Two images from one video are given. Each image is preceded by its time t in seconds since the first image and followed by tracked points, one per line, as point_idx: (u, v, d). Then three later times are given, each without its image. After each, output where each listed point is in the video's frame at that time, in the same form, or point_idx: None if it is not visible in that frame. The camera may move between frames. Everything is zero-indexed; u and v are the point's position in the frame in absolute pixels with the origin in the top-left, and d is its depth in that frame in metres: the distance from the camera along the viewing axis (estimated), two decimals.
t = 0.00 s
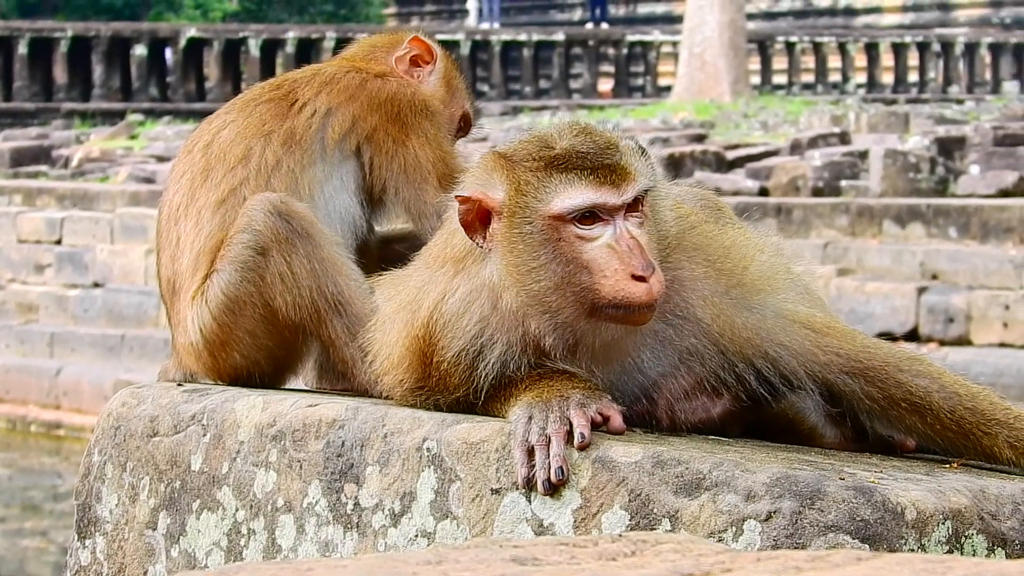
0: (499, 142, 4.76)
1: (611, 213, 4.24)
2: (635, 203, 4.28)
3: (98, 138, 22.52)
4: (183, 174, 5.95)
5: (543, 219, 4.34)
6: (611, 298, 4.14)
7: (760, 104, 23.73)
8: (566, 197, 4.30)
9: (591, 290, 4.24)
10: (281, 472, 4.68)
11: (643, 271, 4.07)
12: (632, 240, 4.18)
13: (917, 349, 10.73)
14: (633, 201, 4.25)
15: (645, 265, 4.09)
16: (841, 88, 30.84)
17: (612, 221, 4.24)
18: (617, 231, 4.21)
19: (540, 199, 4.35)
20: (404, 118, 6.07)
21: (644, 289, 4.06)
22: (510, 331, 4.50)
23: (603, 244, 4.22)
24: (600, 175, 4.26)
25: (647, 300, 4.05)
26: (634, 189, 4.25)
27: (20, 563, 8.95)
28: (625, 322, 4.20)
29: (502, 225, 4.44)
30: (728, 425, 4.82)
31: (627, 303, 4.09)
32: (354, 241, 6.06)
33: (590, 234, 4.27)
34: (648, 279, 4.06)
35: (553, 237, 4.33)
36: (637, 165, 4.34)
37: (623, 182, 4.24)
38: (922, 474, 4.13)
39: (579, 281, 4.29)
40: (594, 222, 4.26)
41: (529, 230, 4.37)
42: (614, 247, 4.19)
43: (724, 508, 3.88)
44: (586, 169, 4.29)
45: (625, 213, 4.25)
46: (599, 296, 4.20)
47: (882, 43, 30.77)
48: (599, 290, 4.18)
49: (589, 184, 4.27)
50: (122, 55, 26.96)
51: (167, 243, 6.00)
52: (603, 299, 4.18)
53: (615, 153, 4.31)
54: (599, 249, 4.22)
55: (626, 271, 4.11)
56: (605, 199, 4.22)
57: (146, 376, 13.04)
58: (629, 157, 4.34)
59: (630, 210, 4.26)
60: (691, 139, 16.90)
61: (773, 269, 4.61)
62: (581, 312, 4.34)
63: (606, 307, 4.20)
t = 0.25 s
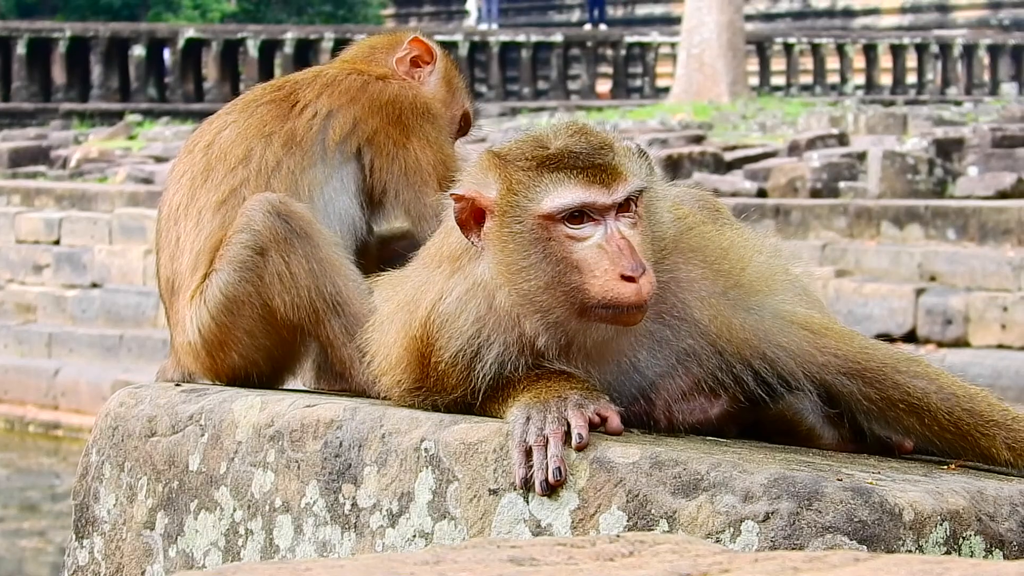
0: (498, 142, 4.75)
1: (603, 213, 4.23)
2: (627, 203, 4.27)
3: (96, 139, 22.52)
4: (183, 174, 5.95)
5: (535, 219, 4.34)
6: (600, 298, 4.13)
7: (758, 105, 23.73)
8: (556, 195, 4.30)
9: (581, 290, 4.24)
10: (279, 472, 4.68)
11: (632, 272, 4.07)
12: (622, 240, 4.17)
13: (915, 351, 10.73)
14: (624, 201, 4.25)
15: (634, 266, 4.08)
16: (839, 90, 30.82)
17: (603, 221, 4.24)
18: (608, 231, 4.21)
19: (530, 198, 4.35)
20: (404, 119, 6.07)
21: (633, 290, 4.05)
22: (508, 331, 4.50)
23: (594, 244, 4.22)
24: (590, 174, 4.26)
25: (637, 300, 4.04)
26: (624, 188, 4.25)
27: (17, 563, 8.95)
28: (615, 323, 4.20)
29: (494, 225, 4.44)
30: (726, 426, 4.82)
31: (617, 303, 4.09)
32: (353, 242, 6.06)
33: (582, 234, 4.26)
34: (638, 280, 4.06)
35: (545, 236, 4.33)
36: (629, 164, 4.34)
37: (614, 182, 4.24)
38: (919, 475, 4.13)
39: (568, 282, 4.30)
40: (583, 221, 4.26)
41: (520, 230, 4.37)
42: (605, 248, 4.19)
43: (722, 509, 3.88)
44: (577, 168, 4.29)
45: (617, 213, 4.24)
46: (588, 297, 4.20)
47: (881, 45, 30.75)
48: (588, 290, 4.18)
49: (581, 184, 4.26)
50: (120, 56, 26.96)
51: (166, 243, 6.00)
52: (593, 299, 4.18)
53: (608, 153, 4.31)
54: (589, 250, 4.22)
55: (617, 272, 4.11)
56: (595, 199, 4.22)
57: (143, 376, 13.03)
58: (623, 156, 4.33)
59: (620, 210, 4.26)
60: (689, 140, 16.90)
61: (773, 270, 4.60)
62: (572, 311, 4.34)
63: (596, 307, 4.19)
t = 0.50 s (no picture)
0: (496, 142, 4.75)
1: (596, 215, 4.24)
2: (622, 206, 4.28)
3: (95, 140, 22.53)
4: (181, 176, 5.95)
5: (529, 221, 4.35)
6: (592, 301, 4.14)
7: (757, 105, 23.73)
8: (549, 198, 4.31)
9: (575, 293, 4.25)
10: (278, 474, 4.68)
11: (625, 275, 4.07)
12: (616, 243, 4.18)
13: (914, 351, 10.73)
14: (619, 203, 4.25)
15: (627, 269, 4.09)
16: (838, 90, 30.79)
17: (596, 223, 4.25)
18: (601, 234, 4.22)
19: (525, 201, 4.36)
20: (402, 120, 6.06)
21: (625, 292, 4.06)
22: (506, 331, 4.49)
23: (588, 246, 4.23)
24: (583, 176, 4.27)
25: (629, 303, 4.05)
26: (619, 191, 4.25)
27: (16, 565, 8.95)
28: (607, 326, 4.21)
29: (490, 225, 4.45)
30: (725, 426, 4.83)
31: (608, 305, 4.10)
32: (351, 243, 6.06)
33: (575, 236, 4.27)
34: (630, 282, 4.07)
35: (539, 239, 4.34)
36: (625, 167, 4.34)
37: (608, 185, 4.25)
38: (918, 476, 4.13)
39: (562, 284, 4.30)
40: (577, 223, 4.28)
41: (516, 233, 4.38)
42: (598, 250, 4.20)
43: (721, 510, 3.88)
44: (572, 171, 4.30)
45: (611, 216, 4.25)
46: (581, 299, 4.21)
47: (879, 45, 30.72)
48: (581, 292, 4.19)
49: (574, 186, 4.27)
50: (119, 56, 26.96)
51: (165, 244, 6.00)
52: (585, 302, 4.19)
53: (604, 155, 4.31)
54: (583, 252, 4.23)
55: (609, 274, 4.12)
56: (588, 201, 4.23)
57: (142, 378, 13.03)
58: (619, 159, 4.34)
59: (615, 213, 4.26)
60: (687, 140, 16.91)
61: (771, 270, 4.59)
62: (566, 313, 4.34)
63: (589, 310, 4.20)
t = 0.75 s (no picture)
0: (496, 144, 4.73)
1: (589, 222, 4.23)
2: (617, 212, 4.28)
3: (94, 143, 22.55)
4: (181, 178, 5.96)
5: (521, 226, 4.35)
6: (582, 308, 4.13)
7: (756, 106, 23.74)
8: (540, 203, 4.30)
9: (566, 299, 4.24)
10: (278, 476, 4.68)
11: (614, 282, 4.07)
12: (608, 250, 4.17)
13: (914, 351, 10.74)
14: (611, 210, 4.25)
15: (617, 276, 4.08)
16: (837, 90, 30.78)
17: (589, 229, 4.23)
18: (594, 239, 4.21)
19: (516, 206, 4.36)
20: (402, 122, 6.06)
21: (615, 299, 4.05)
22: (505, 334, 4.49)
23: (579, 252, 4.22)
24: (575, 182, 4.26)
25: (619, 310, 4.04)
26: (611, 198, 4.24)
27: (17, 567, 8.96)
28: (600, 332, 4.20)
29: (484, 229, 4.45)
30: (725, 428, 4.83)
31: (597, 313, 4.09)
32: (351, 245, 6.06)
33: (567, 241, 4.27)
34: (620, 290, 4.06)
35: (531, 245, 4.34)
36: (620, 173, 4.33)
37: (600, 192, 4.23)
38: (918, 477, 4.13)
39: (553, 289, 4.30)
40: (569, 229, 4.26)
41: (509, 238, 4.38)
42: (588, 257, 4.19)
43: (721, 512, 3.87)
44: (564, 176, 4.28)
45: (604, 222, 4.24)
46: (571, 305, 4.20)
47: (879, 46, 30.71)
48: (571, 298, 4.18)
49: (565, 192, 4.26)
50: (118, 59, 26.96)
51: (165, 246, 6.00)
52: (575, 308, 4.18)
53: (598, 160, 4.29)
54: (574, 258, 4.23)
55: (599, 281, 4.11)
56: (580, 207, 4.22)
57: (142, 380, 13.04)
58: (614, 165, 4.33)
59: (608, 219, 4.26)
60: (686, 141, 16.92)
61: (770, 271, 4.58)
62: (559, 318, 4.35)
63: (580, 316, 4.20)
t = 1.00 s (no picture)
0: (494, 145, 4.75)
1: (547, 229, 4.29)
2: (579, 220, 4.34)
3: (96, 143, 22.56)
4: (182, 177, 5.96)
5: (485, 233, 4.45)
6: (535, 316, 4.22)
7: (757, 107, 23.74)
8: (497, 210, 4.40)
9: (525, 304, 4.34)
10: (280, 476, 4.68)
11: (559, 292, 4.14)
12: (563, 258, 4.23)
13: (915, 352, 10.74)
14: (568, 219, 4.30)
15: (565, 286, 4.15)
16: (839, 91, 30.78)
17: (547, 237, 4.30)
18: (551, 248, 4.27)
19: (480, 215, 4.47)
20: (403, 122, 6.05)
21: (561, 309, 4.13)
22: (504, 331, 4.48)
23: (537, 261, 4.30)
24: (527, 189, 4.34)
25: (568, 319, 4.12)
26: (566, 206, 4.29)
27: (18, 567, 8.97)
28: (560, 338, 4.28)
29: (453, 232, 4.56)
30: (726, 428, 4.84)
31: (549, 321, 4.16)
32: (351, 246, 6.06)
33: (525, 248, 4.35)
34: (565, 300, 4.13)
35: (495, 251, 4.43)
36: (585, 179, 4.38)
37: (553, 199, 4.29)
38: (921, 477, 4.13)
39: (518, 295, 4.38)
40: (526, 237, 4.35)
41: (475, 243, 4.48)
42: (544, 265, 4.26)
43: (723, 511, 3.87)
44: (523, 183, 4.35)
45: (563, 230, 4.30)
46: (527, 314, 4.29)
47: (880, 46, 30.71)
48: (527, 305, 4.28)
49: (519, 200, 4.34)
50: (120, 59, 26.97)
51: (166, 246, 6.00)
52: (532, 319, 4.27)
53: (562, 167, 4.34)
54: (532, 265, 4.31)
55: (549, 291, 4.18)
56: (533, 215, 4.29)
57: (143, 380, 13.05)
58: (580, 171, 4.38)
59: (567, 227, 4.32)
60: (688, 142, 16.92)
61: (771, 271, 4.57)
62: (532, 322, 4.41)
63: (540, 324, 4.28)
